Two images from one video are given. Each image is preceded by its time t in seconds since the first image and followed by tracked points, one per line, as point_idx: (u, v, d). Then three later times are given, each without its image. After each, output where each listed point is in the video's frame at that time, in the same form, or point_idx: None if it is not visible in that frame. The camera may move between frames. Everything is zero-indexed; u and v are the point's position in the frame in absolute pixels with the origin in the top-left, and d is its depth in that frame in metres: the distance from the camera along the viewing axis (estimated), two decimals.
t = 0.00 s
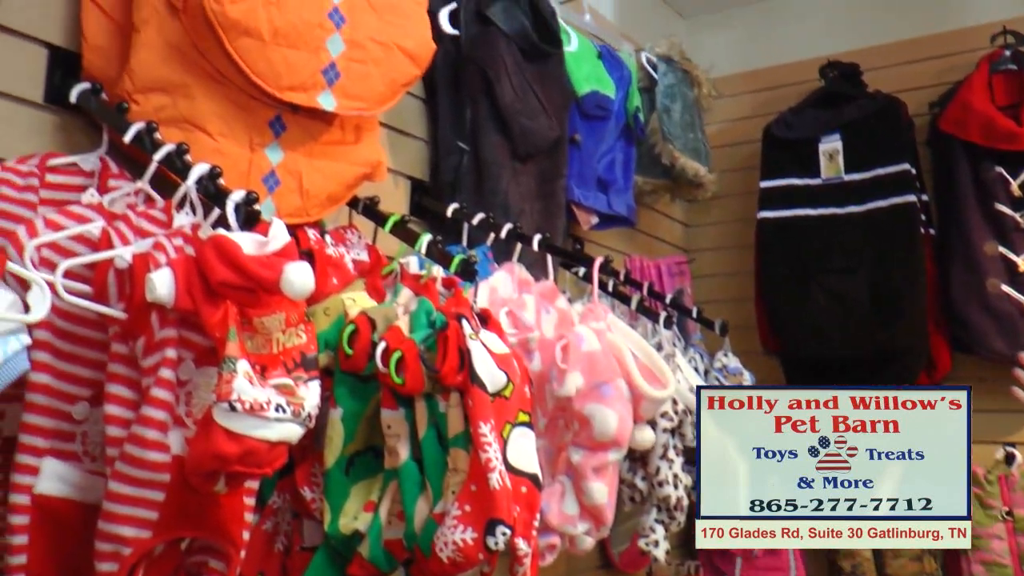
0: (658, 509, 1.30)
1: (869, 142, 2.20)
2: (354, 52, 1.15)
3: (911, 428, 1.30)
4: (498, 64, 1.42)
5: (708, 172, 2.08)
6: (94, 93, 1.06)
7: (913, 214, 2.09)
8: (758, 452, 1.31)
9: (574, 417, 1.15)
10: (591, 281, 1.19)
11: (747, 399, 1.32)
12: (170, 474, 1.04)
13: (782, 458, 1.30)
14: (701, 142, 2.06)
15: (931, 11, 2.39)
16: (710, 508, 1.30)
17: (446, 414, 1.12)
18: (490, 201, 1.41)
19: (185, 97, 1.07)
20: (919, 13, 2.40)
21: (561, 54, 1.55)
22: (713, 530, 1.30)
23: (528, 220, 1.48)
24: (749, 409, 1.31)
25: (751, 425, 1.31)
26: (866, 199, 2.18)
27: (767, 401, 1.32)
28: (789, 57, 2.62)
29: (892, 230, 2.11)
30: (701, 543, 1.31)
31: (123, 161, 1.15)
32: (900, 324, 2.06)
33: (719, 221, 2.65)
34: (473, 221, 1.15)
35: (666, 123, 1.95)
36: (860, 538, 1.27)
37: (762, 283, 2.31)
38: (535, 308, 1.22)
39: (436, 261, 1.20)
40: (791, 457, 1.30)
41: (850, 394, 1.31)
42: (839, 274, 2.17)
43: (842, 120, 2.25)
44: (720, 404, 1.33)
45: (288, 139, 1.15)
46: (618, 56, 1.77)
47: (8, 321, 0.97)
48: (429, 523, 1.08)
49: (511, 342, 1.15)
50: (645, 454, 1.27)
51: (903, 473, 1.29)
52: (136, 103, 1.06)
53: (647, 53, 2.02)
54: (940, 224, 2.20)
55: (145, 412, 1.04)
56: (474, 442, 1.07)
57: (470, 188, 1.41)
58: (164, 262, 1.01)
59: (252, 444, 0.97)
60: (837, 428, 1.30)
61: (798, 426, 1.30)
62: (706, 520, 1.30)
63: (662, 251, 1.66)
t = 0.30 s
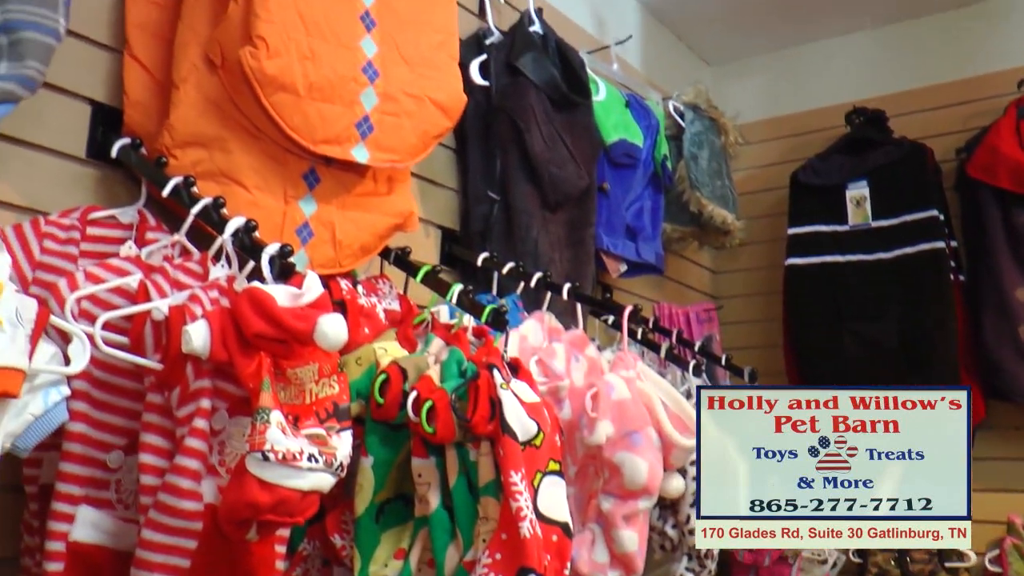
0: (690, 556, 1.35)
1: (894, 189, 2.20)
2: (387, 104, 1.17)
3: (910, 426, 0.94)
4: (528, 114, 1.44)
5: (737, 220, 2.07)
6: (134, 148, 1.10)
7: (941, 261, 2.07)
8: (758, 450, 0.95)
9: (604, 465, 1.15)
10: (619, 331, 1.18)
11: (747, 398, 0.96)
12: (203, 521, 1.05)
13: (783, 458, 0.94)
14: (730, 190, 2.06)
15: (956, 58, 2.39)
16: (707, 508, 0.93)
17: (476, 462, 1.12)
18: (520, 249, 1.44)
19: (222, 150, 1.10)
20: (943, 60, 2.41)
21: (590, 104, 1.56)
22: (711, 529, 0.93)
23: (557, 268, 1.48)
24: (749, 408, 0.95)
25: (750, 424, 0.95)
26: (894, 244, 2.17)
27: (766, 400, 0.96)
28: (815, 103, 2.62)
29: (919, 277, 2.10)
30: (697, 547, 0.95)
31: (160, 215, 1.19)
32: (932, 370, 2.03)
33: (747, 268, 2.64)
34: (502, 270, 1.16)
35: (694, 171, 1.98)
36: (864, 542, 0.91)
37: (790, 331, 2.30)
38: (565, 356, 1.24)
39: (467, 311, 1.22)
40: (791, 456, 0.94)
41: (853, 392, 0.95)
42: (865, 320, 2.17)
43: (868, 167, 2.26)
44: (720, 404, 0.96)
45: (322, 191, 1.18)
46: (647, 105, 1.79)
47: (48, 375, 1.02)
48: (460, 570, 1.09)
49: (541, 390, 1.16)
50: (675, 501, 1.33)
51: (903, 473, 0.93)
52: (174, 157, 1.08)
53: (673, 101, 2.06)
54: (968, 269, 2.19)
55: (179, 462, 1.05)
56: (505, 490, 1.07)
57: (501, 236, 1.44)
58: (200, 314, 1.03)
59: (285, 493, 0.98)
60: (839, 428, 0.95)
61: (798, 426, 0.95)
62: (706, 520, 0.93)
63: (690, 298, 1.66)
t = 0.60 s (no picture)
0: None
1: (908, 226, 2.21)
2: (408, 145, 1.19)
3: (910, 426, 0.91)
4: (546, 154, 1.47)
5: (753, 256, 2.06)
6: (160, 190, 1.13)
7: (957, 296, 2.07)
8: (758, 450, 0.91)
9: (623, 500, 1.16)
10: (636, 364, 1.20)
11: (746, 399, 0.93)
12: (226, 557, 1.05)
13: (783, 458, 0.91)
14: (745, 228, 2.06)
15: (971, 93, 2.40)
16: (707, 508, 0.90)
17: (496, 498, 1.12)
18: (537, 287, 1.44)
19: (246, 192, 1.13)
20: (958, 95, 2.42)
21: (607, 142, 1.60)
22: (711, 530, 0.90)
23: (576, 305, 1.50)
24: (749, 408, 0.92)
25: (750, 424, 0.92)
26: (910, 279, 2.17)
27: (766, 400, 0.93)
28: (830, 139, 2.64)
29: (936, 311, 2.10)
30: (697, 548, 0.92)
31: (185, 255, 1.22)
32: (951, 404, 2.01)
33: (762, 304, 2.66)
34: (521, 306, 1.18)
35: (709, 209, 1.99)
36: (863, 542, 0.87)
37: (808, 368, 2.30)
38: (584, 392, 1.26)
39: (487, 347, 1.25)
40: (791, 456, 0.91)
41: (852, 391, 0.92)
42: (882, 355, 2.16)
43: (881, 204, 2.28)
44: (720, 404, 0.93)
45: (344, 232, 1.20)
46: (663, 144, 1.82)
47: (77, 413, 1.03)
48: None
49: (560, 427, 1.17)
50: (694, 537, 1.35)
51: (904, 473, 0.89)
52: (200, 199, 1.11)
53: (689, 139, 2.09)
54: (985, 304, 2.18)
55: (203, 498, 1.06)
56: (525, 526, 1.07)
57: (518, 274, 1.45)
58: (224, 353, 1.06)
59: (307, 529, 0.99)
60: (839, 428, 0.91)
61: (798, 426, 0.91)
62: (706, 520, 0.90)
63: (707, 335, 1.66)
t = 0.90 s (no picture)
0: None
1: (928, 252, 2.22)
2: (432, 178, 1.22)
3: (910, 426, 0.97)
4: (567, 184, 1.49)
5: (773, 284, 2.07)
6: (190, 223, 1.16)
7: (979, 323, 2.07)
8: (758, 450, 0.97)
9: (646, 527, 1.16)
10: (659, 394, 1.21)
11: (748, 399, 0.99)
12: None
13: (783, 458, 0.96)
14: (765, 255, 2.08)
15: (988, 120, 2.41)
16: (708, 507, 0.96)
17: (520, 525, 1.13)
18: (560, 315, 1.47)
19: (273, 224, 1.15)
20: (975, 122, 2.43)
21: (627, 172, 1.62)
22: (712, 529, 0.96)
23: (597, 333, 1.51)
24: (749, 408, 0.98)
25: (751, 424, 0.98)
26: (929, 307, 2.17)
27: (767, 402, 0.98)
28: (847, 167, 2.64)
29: (956, 339, 2.09)
30: (698, 547, 0.97)
31: (214, 286, 1.25)
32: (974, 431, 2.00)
33: (780, 331, 2.67)
34: (543, 335, 1.20)
35: (728, 237, 2.01)
36: (862, 540, 0.93)
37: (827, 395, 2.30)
38: (606, 421, 1.27)
39: (509, 376, 1.27)
40: (791, 456, 0.96)
41: (852, 394, 0.98)
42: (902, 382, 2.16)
43: (899, 231, 2.29)
44: (721, 404, 0.99)
45: (369, 262, 1.22)
46: (683, 173, 1.84)
47: (108, 443, 1.04)
48: None
49: (584, 456, 1.18)
50: (718, 564, 1.36)
51: (903, 473, 0.95)
52: (228, 232, 1.13)
53: (707, 168, 2.14)
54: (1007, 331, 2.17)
55: (231, 526, 1.07)
56: (549, 553, 1.08)
57: (540, 303, 1.49)
58: (251, 383, 1.08)
59: (333, 556, 1.00)
60: (839, 428, 0.97)
61: (798, 426, 0.97)
62: (707, 518, 0.96)
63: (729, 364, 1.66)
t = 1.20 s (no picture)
0: None
1: (950, 270, 2.21)
2: (457, 202, 1.24)
3: (911, 426, 0.90)
4: (589, 207, 1.51)
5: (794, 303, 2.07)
6: (218, 248, 1.17)
7: (1003, 341, 2.07)
8: (758, 450, 0.90)
9: (671, 548, 1.18)
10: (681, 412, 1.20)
11: (748, 398, 0.92)
12: None
13: (783, 458, 0.90)
14: (786, 275, 2.09)
15: (1007, 139, 2.41)
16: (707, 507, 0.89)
17: (546, 546, 1.14)
18: (583, 337, 1.48)
19: (301, 250, 1.17)
20: (993, 141, 2.43)
21: (649, 195, 1.64)
22: (711, 529, 0.89)
23: (620, 354, 1.52)
24: (749, 408, 0.91)
25: (750, 423, 0.91)
26: (953, 325, 2.17)
27: (767, 401, 0.92)
28: (866, 186, 2.65)
29: (979, 358, 2.09)
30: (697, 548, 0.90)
31: (241, 310, 1.27)
32: (999, 450, 1.99)
33: (803, 350, 2.66)
34: (567, 355, 1.22)
35: (750, 257, 2.02)
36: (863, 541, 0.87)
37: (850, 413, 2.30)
38: (631, 441, 1.28)
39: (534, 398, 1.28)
40: (791, 456, 0.90)
41: (852, 394, 0.92)
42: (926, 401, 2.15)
43: (922, 250, 2.28)
44: (720, 404, 0.92)
45: (394, 286, 1.24)
46: (704, 194, 1.86)
47: (141, 466, 1.02)
48: None
49: (609, 477, 1.19)
50: None
51: (904, 474, 0.89)
52: (256, 257, 1.15)
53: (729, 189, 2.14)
54: None
55: (260, 547, 1.08)
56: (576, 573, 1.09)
57: (564, 324, 1.51)
58: (280, 407, 1.09)
59: None
60: (840, 429, 0.90)
61: (798, 426, 0.91)
62: (707, 518, 0.89)
63: (752, 384, 1.67)
